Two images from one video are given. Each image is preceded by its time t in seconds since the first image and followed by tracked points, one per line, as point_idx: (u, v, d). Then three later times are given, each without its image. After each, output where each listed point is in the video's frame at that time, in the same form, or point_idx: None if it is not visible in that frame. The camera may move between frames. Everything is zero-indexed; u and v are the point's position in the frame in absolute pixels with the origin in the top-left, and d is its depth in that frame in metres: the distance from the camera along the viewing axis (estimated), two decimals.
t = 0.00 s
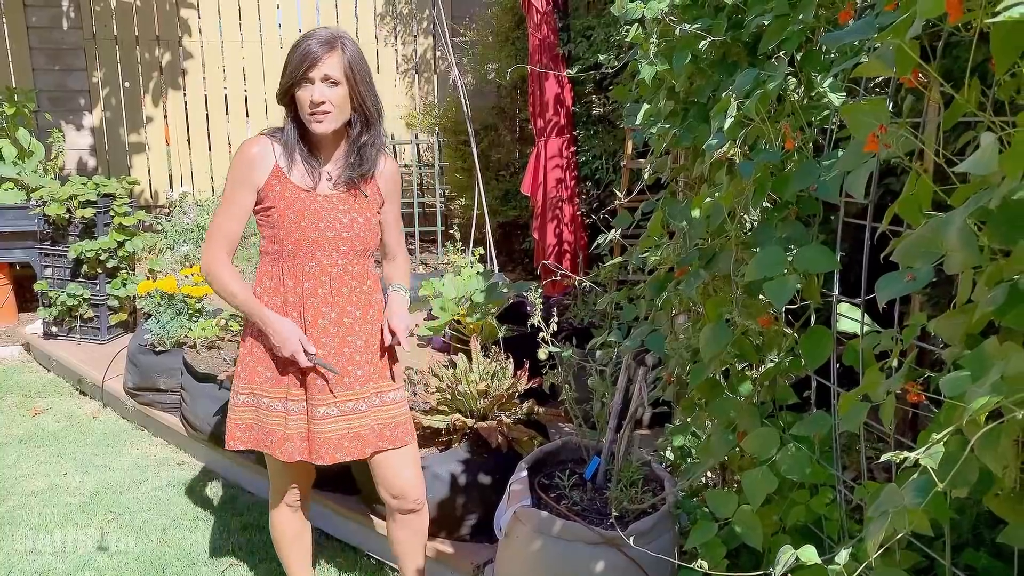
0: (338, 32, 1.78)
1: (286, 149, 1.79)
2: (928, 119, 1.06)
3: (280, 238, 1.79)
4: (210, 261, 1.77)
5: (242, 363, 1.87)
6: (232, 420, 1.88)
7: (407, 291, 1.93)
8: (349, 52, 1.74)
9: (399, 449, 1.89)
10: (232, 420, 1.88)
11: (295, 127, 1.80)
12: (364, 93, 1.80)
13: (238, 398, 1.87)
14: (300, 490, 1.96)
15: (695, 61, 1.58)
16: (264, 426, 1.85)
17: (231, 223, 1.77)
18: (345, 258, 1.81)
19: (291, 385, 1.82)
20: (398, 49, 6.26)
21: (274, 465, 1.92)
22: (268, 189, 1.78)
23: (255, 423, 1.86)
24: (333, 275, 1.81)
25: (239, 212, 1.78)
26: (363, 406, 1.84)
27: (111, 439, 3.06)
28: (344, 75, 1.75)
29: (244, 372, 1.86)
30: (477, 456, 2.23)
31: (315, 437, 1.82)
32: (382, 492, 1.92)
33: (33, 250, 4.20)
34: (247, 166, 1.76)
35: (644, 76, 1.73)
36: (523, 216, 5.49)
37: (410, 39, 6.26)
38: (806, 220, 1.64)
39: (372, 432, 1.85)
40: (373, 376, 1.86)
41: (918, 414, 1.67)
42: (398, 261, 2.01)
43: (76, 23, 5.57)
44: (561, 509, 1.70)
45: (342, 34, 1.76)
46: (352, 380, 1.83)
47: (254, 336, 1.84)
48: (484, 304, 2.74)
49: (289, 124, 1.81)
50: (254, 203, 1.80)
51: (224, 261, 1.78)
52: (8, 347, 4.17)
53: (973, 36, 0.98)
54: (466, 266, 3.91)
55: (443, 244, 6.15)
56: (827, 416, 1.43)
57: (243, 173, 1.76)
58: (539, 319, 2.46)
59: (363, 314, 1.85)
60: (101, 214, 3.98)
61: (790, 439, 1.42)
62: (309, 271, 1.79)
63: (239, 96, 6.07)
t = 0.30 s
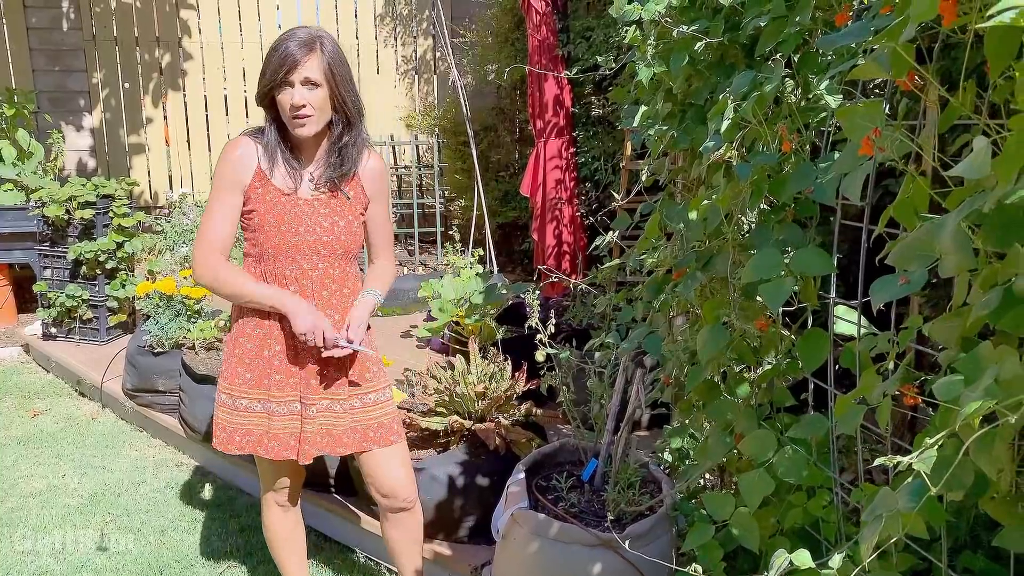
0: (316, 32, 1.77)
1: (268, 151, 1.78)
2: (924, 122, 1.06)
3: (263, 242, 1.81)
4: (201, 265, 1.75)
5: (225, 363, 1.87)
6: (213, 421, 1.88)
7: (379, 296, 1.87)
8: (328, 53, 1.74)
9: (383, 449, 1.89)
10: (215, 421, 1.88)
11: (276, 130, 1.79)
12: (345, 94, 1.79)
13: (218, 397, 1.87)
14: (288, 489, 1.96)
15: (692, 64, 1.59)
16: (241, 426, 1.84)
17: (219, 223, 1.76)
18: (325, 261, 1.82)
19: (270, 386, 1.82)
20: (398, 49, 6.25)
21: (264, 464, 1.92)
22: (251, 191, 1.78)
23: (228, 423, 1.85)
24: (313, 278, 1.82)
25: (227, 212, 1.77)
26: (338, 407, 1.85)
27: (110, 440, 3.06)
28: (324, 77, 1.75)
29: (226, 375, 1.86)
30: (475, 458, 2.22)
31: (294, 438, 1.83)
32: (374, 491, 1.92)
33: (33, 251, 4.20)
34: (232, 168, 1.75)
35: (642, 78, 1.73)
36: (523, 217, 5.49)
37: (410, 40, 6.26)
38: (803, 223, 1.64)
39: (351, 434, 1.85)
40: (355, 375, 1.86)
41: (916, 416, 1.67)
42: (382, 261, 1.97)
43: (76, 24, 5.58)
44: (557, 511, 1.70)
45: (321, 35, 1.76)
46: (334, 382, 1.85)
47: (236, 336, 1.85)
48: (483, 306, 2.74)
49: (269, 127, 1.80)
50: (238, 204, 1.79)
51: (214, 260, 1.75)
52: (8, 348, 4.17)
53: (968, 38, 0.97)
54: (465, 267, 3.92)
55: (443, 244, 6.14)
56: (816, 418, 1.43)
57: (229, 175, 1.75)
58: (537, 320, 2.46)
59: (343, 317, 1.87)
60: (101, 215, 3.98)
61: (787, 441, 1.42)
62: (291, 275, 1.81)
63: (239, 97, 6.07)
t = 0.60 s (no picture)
0: (298, 32, 1.76)
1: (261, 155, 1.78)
2: (926, 123, 1.06)
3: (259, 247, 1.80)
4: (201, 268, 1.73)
5: (222, 366, 1.86)
6: (211, 424, 1.88)
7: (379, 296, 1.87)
8: (314, 53, 1.74)
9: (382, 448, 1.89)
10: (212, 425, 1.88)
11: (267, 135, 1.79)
12: (334, 94, 1.80)
13: (217, 400, 1.86)
14: (287, 489, 1.95)
15: (694, 64, 1.58)
16: (242, 428, 1.85)
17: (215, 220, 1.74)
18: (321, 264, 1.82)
19: (269, 390, 1.82)
20: (398, 50, 6.25)
21: (263, 464, 1.92)
22: (246, 195, 1.79)
23: (227, 424, 1.85)
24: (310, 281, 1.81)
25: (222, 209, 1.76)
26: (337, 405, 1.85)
27: (110, 441, 3.06)
28: (313, 79, 1.74)
29: (223, 380, 1.85)
30: (476, 459, 2.22)
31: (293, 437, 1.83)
32: (373, 490, 1.92)
33: (34, 252, 4.20)
34: (228, 171, 1.76)
35: (643, 78, 1.72)
36: (523, 217, 5.49)
37: (411, 41, 6.26)
38: (804, 224, 1.64)
39: (349, 433, 1.85)
40: (354, 375, 1.86)
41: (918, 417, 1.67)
42: (379, 264, 1.96)
43: (77, 24, 5.58)
44: (558, 513, 1.70)
45: (305, 35, 1.75)
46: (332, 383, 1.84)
47: (233, 341, 1.84)
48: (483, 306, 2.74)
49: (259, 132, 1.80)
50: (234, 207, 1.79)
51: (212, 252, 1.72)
52: (8, 349, 4.17)
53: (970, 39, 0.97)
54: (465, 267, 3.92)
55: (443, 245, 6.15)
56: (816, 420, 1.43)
57: (223, 176, 1.76)
58: (538, 321, 2.45)
59: (340, 318, 1.85)
60: (101, 216, 3.98)
61: (788, 443, 1.42)
62: (288, 279, 1.80)
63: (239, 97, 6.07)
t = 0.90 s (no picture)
0: (289, 31, 1.74)
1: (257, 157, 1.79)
2: (927, 124, 1.06)
3: (258, 246, 1.79)
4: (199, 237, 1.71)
5: (224, 369, 1.86)
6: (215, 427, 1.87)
7: (389, 287, 1.91)
8: (309, 55, 1.73)
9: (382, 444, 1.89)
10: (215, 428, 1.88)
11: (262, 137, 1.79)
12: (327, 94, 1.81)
13: (220, 402, 1.86)
14: (289, 490, 1.95)
15: (695, 64, 1.58)
16: (248, 430, 1.85)
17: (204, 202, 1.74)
18: (321, 261, 1.81)
19: (271, 390, 1.82)
20: (399, 50, 6.24)
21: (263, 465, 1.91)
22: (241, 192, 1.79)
23: (232, 425, 1.86)
24: (310, 279, 1.80)
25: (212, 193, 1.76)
26: (340, 403, 1.85)
27: (110, 442, 3.05)
28: (311, 81, 1.75)
29: (226, 382, 1.85)
30: (477, 459, 2.22)
31: (297, 437, 1.83)
32: (375, 488, 1.92)
33: (34, 252, 4.20)
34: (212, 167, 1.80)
35: (644, 78, 1.72)
36: (524, 218, 5.49)
37: (411, 41, 6.26)
38: (805, 225, 1.64)
39: (353, 431, 1.85)
40: (353, 369, 1.86)
41: (919, 418, 1.67)
42: (376, 254, 1.98)
43: (78, 24, 5.57)
44: (559, 514, 1.69)
45: (297, 35, 1.73)
46: (333, 379, 1.83)
47: (235, 343, 1.83)
48: (483, 307, 2.74)
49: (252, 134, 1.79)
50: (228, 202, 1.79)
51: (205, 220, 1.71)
52: (9, 349, 4.17)
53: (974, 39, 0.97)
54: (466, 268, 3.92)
55: (443, 246, 6.15)
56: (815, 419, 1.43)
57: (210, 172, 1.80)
58: (539, 322, 2.45)
59: (342, 313, 1.85)
60: (102, 216, 3.97)
61: (790, 444, 1.42)
62: (288, 278, 1.79)
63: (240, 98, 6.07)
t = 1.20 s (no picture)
0: (296, 33, 1.72)
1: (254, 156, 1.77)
2: (932, 123, 1.05)
3: (258, 243, 1.79)
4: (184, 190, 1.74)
5: (225, 369, 1.86)
6: (218, 429, 1.87)
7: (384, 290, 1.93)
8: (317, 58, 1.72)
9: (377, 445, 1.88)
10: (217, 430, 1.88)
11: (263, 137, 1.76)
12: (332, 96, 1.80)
13: (221, 403, 1.86)
14: (289, 491, 1.95)
15: (698, 64, 1.58)
16: (250, 430, 1.84)
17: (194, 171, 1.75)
18: (320, 261, 1.81)
19: (274, 390, 1.82)
20: (400, 51, 6.23)
21: (263, 466, 1.91)
22: (241, 189, 1.79)
23: (236, 429, 1.85)
24: (309, 278, 1.80)
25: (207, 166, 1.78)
26: (343, 403, 1.84)
27: (110, 442, 3.05)
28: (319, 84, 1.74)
29: (227, 383, 1.85)
30: (478, 460, 2.21)
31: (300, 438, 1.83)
32: (375, 488, 1.92)
33: (35, 252, 4.20)
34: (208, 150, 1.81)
35: (646, 78, 1.71)
36: (525, 218, 5.49)
37: (413, 41, 6.24)
38: (808, 225, 1.63)
39: (355, 431, 1.85)
40: (353, 366, 1.85)
41: (923, 419, 1.66)
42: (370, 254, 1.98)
43: (79, 25, 5.57)
44: (561, 515, 1.69)
45: (305, 38, 1.72)
46: (330, 378, 1.82)
47: (234, 342, 1.83)
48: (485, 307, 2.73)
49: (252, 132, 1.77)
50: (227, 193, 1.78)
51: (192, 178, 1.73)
52: (10, 350, 4.16)
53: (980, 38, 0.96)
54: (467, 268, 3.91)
55: (445, 246, 6.14)
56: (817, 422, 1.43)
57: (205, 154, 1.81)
58: (541, 323, 2.44)
59: (342, 312, 1.84)
60: (103, 216, 3.97)
61: (793, 445, 1.41)
62: (288, 277, 1.79)
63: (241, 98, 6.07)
